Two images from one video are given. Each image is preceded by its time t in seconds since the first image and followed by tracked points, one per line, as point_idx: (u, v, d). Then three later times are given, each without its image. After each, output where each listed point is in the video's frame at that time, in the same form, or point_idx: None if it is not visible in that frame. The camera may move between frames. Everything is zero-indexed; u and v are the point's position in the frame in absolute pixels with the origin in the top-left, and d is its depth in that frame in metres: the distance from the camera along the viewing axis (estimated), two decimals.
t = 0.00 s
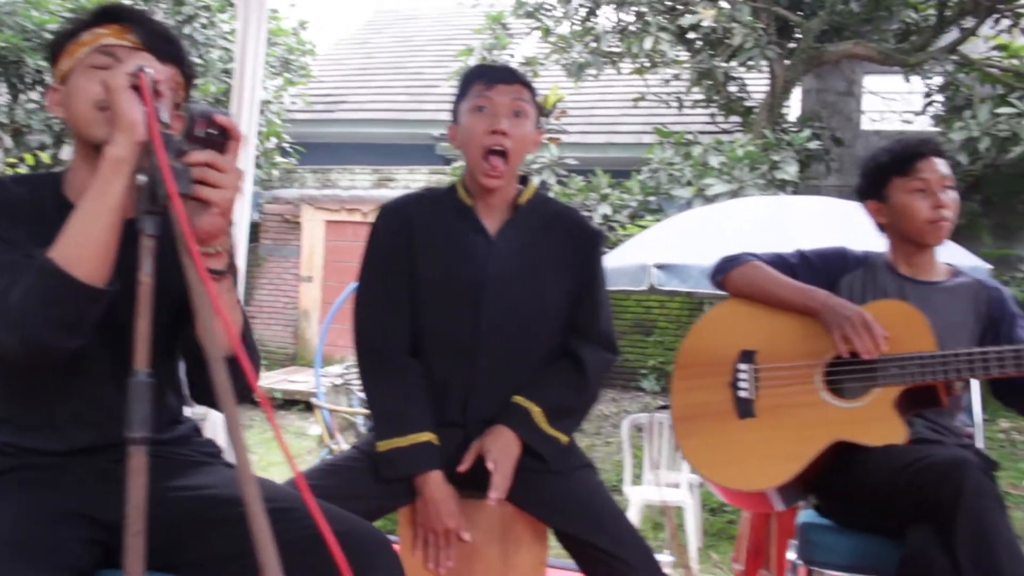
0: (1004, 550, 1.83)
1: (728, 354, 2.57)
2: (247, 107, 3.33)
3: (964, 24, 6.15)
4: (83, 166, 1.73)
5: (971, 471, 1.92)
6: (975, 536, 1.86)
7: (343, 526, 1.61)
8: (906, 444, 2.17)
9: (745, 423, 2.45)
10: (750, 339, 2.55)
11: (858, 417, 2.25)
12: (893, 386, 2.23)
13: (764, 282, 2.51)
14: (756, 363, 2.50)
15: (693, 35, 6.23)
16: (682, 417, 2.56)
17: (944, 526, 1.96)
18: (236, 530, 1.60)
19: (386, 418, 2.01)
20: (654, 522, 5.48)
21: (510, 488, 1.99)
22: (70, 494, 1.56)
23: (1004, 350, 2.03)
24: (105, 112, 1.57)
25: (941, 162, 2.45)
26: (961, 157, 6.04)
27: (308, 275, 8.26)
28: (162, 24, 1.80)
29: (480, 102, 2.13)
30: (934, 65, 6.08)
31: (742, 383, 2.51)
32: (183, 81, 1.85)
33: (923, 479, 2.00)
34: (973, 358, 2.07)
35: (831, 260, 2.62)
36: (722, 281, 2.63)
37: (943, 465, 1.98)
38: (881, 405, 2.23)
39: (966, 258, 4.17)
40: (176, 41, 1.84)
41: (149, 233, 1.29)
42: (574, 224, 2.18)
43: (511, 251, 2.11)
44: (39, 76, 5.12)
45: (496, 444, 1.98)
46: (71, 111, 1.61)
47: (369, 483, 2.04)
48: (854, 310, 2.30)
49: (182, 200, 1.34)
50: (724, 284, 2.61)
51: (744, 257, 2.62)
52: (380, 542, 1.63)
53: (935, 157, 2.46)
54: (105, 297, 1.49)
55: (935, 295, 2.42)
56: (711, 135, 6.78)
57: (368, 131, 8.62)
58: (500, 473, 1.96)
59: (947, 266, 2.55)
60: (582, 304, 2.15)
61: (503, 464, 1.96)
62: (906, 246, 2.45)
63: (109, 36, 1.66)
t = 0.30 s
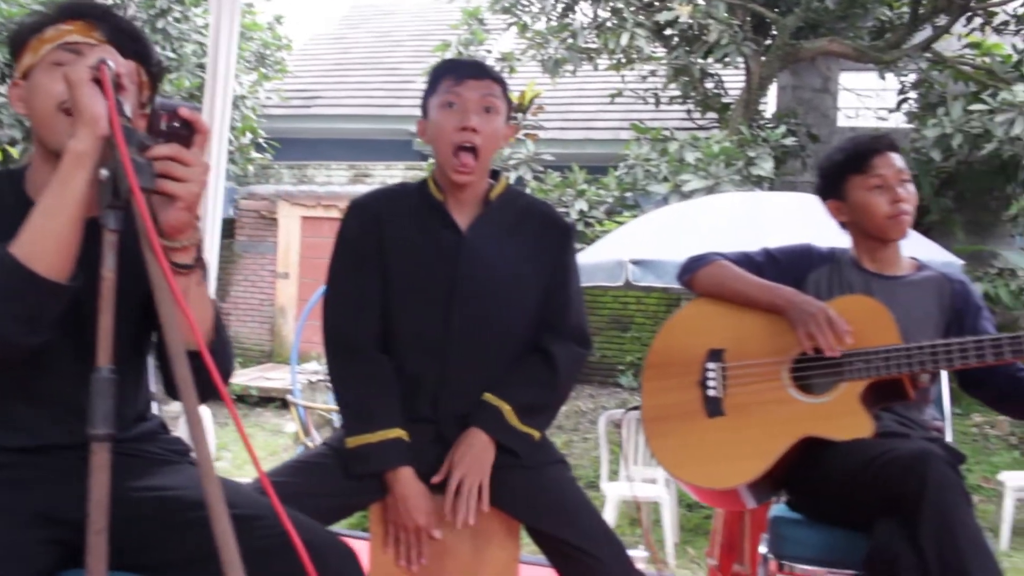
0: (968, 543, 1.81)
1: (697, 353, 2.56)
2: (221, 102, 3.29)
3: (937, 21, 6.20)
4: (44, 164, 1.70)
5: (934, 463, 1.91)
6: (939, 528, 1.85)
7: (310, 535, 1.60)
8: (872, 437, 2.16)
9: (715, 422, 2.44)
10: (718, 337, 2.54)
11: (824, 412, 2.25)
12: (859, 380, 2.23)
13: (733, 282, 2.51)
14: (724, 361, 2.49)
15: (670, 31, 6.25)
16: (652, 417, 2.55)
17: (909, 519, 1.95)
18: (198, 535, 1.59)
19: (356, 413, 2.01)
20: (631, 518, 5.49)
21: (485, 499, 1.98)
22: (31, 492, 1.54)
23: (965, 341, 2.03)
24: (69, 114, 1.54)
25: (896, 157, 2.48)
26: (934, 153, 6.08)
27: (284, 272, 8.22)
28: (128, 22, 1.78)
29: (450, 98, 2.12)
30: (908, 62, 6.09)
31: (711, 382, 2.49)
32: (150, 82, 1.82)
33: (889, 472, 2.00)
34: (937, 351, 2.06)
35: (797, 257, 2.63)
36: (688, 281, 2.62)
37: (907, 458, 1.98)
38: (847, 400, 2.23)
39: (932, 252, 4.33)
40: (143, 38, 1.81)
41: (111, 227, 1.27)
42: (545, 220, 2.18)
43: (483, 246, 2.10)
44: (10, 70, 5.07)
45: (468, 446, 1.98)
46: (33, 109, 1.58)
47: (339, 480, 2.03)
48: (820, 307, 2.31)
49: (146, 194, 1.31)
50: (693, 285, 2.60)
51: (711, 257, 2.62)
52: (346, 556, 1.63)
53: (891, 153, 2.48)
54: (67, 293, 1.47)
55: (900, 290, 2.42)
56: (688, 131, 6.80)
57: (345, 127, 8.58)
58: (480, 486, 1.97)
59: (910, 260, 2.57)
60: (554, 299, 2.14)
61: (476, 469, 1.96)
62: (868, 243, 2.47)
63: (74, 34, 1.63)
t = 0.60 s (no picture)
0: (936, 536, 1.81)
1: (668, 352, 2.56)
2: (195, 93, 3.40)
3: (912, 18, 6.24)
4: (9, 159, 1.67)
5: (903, 457, 1.90)
6: (907, 522, 1.85)
7: (274, 518, 1.59)
8: (841, 431, 2.16)
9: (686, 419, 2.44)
10: (689, 335, 2.55)
11: (794, 406, 2.25)
12: (827, 373, 2.24)
13: (705, 284, 2.52)
14: (695, 359, 2.49)
15: (648, 27, 6.26)
16: (624, 416, 2.55)
17: (877, 512, 1.93)
18: (156, 530, 1.57)
19: (325, 404, 1.99)
20: (610, 513, 5.49)
21: (462, 492, 1.97)
22: None
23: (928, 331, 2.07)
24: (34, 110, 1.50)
25: (856, 152, 2.48)
26: (910, 148, 6.11)
27: (262, 268, 8.17)
28: (102, 17, 1.73)
29: (423, 94, 2.10)
30: (884, 58, 6.15)
31: (682, 380, 2.49)
32: (124, 79, 1.77)
33: (855, 466, 1.99)
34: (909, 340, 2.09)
35: (767, 253, 2.66)
36: (659, 281, 2.64)
37: (875, 451, 1.96)
38: (816, 394, 2.23)
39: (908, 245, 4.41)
40: (118, 35, 1.77)
41: (76, 223, 1.24)
42: (519, 215, 2.16)
43: (457, 243, 2.09)
44: None
45: (443, 438, 1.97)
46: None
47: (312, 476, 2.01)
48: (786, 301, 2.33)
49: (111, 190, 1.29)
50: (663, 284, 2.63)
51: (682, 257, 2.64)
52: (311, 535, 1.61)
53: (851, 147, 2.49)
54: (26, 288, 1.45)
55: (870, 284, 2.42)
56: (666, 127, 6.81)
57: (322, 122, 8.54)
58: (457, 479, 1.96)
59: (880, 254, 2.57)
60: (528, 295, 2.13)
61: (451, 463, 1.95)
62: (837, 239, 2.48)
63: (47, 29, 1.59)
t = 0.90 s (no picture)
0: (908, 530, 1.82)
1: (642, 350, 2.58)
2: (171, 87, 3.37)
3: (889, 13, 6.27)
4: None
5: (873, 450, 1.91)
6: (877, 512, 1.86)
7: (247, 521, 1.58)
8: (811, 425, 2.15)
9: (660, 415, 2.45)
10: (662, 333, 2.57)
11: (765, 399, 2.25)
12: (797, 367, 2.25)
13: (679, 284, 2.55)
14: (668, 356, 2.52)
15: (626, 22, 6.25)
16: (598, 415, 2.56)
17: (850, 504, 1.94)
18: (127, 529, 1.56)
19: (296, 393, 1.98)
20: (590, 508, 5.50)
21: (438, 483, 1.96)
22: None
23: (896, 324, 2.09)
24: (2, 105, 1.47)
25: (826, 146, 2.50)
26: (887, 143, 6.15)
27: (240, 265, 8.12)
28: (76, 14, 1.68)
29: (397, 84, 2.09)
30: (861, 54, 6.18)
31: (655, 377, 2.51)
32: (97, 76, 1.73)
33: (827, 461, 1.99)
34: (881, 332, 2.10)
35: (739, 249, 2.67)
36: (632, 281, 2.66)
37: (846, 443, 1.97)
38: (787, 387, 2.24)
39: (882, 240, 4.48)
40: (92, 32, 1.72)
41: (43, 220, 1.23)
42: (494, 208, 2.16)
43: (433, 234, 2.08)
44: None
45: (424, 434, 1.95)
46: None
47: (289, 474, 1.99)
48: (755, 299, 2.34)
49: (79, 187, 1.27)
50: (636, 283, 2.66)
51: (654, 255, 2.66)
52: (284, 543, 1.60)
53: (821, 141, 2.52)
54: None
55: (841, 278, 2.43)
56: (644, 122, 6.81)
57: (300, 118, 8.49)
58: (435, 471, 1.95)
59: (853, 247, 2.58)
60: (505, 288, 2.12)
61: (429, 452, 1.93)
62: (808, 234, 2.49)
63: (19, 23, 1.55)
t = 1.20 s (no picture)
0: (881, 522, 1.83)
1: (618, 347, 2.60)
2: (146, 81, 3.33)
3: (865, 9, 6.30)
4: None
5: (847, 443, 1.91)
6: (852, 504, 1.86)
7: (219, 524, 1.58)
8: (785, 418, 2.16)
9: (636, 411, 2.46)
10: (637, 329, 2.58)
11: (739, 393, 2.25)
12: (770, 360, 2.26)
13: (654, 280, 2.55)
14: (643, 351, 2.52)
15: (605, 18, 6.25)
16: (576, 412, 2.58)
17: (824, 498, 1.95)
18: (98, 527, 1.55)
19: (269, 386, 1.98)
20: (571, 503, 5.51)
21: (415, 479, 1.96)
22: None
23: (867, 315, 2.11)
24: None
25: (803, 138, 2.50)
26: (864, 138, 6.18)
27: (219, 262, 8.07)
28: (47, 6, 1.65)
29: (370, 79, 2.08)
30: (838, 49, 6.20)
31: (630, 372, 2.52)
32: (66, 69, 1.69)
33: (802, 454, 1.99)
34: (855, 323, 2.12)
35: (714, 242, 2.68)
36: (609, 275, 2.66)
37: (819, 435, 1.97)
38: (761, 380, 2.24)
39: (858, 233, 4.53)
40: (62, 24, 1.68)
41: (9, 217, 1.21)
42: (469, 204, 2.14)
43: (407, 231, 2.07)
44: None
45: (402, 431, 1.94)
46: None
47: (264, 472, 1.98)
48: (728, 294, 2.35)
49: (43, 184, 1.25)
50: (612, 279, 2.66)
51: (630, 250, 2.66)
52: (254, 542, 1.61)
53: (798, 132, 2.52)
54: None
55: (816, 271, 2.44)
56: (623, 118, 6.81)
57: (279, 115, 8.45)
58: (411, 467, 1.94)
59: (828, 241, 2.59)
60: (480, 284, 2.11)
61: (404, 449, 1.93)
62: (782, 225, 2.50)
63: None
